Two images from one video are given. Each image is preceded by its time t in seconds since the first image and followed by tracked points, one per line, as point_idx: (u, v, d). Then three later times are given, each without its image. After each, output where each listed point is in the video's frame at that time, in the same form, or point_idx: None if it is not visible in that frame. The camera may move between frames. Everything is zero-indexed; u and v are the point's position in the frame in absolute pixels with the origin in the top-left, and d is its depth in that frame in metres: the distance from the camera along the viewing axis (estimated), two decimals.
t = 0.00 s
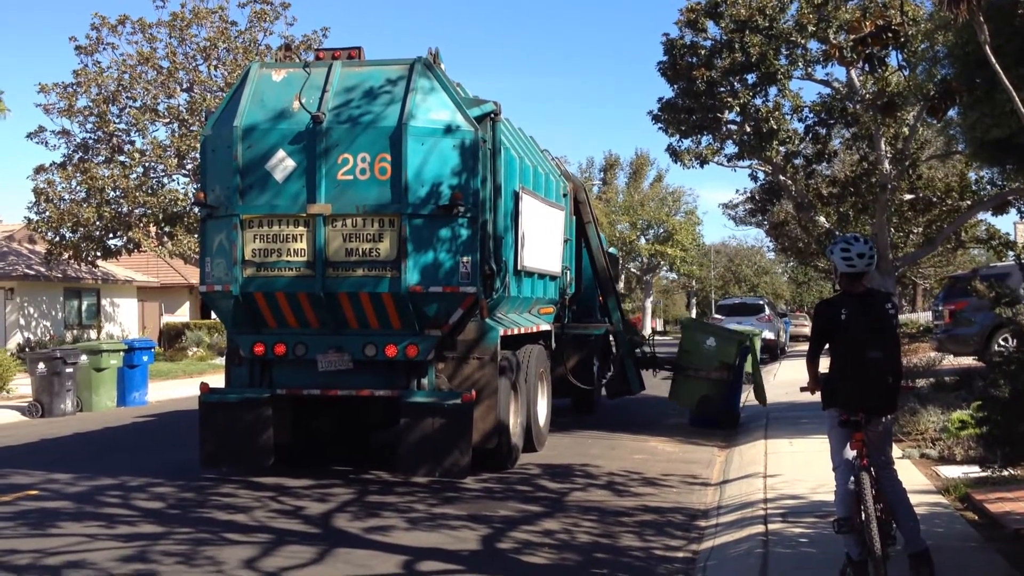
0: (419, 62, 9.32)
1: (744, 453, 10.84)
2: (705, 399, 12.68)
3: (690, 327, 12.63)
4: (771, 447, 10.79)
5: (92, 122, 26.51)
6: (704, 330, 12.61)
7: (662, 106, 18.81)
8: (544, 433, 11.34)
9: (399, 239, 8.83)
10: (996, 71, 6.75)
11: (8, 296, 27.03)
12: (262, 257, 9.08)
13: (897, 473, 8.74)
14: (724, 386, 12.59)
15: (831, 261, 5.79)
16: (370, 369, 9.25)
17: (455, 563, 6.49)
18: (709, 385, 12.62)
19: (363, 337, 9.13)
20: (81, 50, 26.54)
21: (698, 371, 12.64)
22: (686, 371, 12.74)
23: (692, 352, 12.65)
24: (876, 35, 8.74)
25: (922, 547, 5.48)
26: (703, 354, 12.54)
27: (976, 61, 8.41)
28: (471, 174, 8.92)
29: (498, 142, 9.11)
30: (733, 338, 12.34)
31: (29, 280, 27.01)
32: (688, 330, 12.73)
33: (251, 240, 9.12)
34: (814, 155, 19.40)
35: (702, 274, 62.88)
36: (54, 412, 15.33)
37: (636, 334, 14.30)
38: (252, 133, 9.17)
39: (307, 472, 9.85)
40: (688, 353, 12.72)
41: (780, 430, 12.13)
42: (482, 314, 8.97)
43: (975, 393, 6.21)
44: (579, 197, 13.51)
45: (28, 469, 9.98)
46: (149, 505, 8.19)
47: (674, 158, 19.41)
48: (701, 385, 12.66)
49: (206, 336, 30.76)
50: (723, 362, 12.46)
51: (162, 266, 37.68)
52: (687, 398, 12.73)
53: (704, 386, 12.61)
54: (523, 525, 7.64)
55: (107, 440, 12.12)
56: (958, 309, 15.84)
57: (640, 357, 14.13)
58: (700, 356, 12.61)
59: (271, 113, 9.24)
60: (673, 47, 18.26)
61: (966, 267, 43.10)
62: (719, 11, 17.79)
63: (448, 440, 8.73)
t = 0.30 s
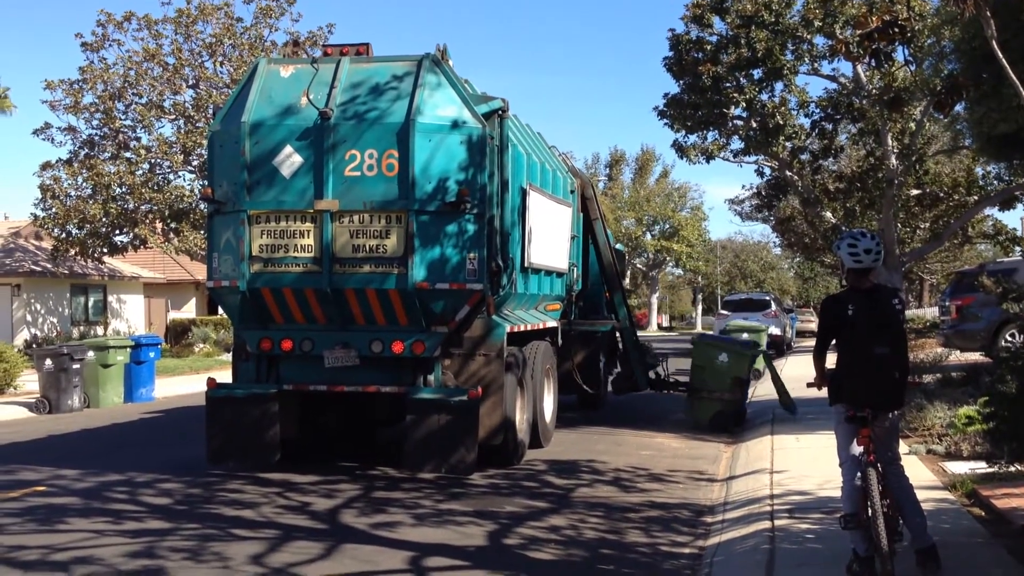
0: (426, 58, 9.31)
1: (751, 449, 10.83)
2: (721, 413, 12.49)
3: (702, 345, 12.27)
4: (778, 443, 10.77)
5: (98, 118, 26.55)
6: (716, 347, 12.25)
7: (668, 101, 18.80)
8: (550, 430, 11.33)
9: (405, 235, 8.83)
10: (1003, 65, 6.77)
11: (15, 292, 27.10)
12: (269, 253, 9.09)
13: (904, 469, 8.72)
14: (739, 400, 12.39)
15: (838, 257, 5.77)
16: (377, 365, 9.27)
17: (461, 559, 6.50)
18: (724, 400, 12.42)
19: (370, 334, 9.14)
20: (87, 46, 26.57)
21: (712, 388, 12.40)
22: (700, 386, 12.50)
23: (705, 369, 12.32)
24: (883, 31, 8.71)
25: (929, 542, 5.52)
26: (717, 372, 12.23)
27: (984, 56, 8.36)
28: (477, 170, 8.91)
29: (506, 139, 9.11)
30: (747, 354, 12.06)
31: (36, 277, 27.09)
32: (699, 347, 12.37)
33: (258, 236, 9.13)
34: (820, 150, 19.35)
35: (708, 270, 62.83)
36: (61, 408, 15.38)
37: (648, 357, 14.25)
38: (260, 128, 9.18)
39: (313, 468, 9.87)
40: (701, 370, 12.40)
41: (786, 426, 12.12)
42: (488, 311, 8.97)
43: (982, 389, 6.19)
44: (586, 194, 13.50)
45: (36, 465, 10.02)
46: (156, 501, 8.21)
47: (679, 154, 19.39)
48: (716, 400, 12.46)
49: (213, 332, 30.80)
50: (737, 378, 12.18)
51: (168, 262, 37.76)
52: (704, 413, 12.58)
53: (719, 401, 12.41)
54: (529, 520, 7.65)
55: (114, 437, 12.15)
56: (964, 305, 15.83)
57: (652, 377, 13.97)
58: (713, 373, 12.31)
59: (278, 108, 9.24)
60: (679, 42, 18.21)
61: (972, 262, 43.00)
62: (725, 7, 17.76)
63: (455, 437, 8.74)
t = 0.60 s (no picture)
0: (431, 55, 9.31)
1: (756, 447, 10.82)
2: (730, 413, 12.43)
3: (698, 348, 12.31)
4: (783, 440, 10.76)
5: (103, 116, 26.57)
6: (712, 347, 12.32)
7: (673, 98, 18.80)
8: (555, 428, 11.34)
9: (410, 233, 8.83)
10: (1009, 61, 6.65)
11: (20, 290, 27.14)
12: (274, 250, 9.10)
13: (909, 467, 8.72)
14: (744, 395, 12.37)
15: (844, 255, 5.75)
16: (382, 363, 9.26)
17: (466, 557, 6.49)
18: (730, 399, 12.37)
19: (375, 331, 9.14)
20: (92, 44, 26.59)
21: (716, 388, 12.38)
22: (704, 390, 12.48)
23: (705, 372, 12.31)
24: (888, 28, 8.68)
25: (935, 540, 5.53)
26: (716, 372, 12.22)
27: (989, 52, 8.33)
28: (482, 168, 8.91)
29: (510, 136, 9.10)
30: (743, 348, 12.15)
31: (41, 274, 27.13)
32: (696, 351, 12.39)
33: (263, 233, 9.13)
34: (825, 147, 19.32)
35: (712, 267, 62.82)
36: (67, 406, 15.41)
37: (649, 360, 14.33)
38: (264, 126, 9.17)
39: (318, 465, 9.88)
40: (701, 374, 12.38)
41: (791, 424, 12.10)
42: (493, 308, 8.96)
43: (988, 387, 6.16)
44: (591, 190, 13.49)
45: (41, 463, 10.03)
46: (161, 498, 8.22)
47: (684, 151, 19.37)
48: (724, 401, 12.42)
49: (218, 329, 30.84)
50: (738, 374, 12.18)
51: (173, 260, 37.79)
52: (714, 417, 12.54)
53: (727, 401, 12.39)
54: (534, 518, 7.65)
55: (120, 434, 12.16)
56: (970, 303, 15.77)
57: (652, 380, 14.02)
58: (714, 374, 12.28)
59: (282, 106, 9.23)
60: (683, 39, 18.05)
61: (978, 259, 42.88)
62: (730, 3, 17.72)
63: (460, 434, 8.73)
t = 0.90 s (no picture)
0: (434, 55, 9.31)
1: (759, 447, 10.81)
2: (734, 412, 12.43)
3: (712, 345, 12.21)
4: (786, 441, 10.75)
5: (107, 116, 26.61)
6: (726, 346, 12.20)
7: (677, 98, 18.80)
8: (558, 428, 11.33)
9: (413, 233, 8.83)
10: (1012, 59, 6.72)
11: (25, 289, 27.19)
12: (277, 251, 9.10)
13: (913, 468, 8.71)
14: (750, 397, 12.34)
15: (848, 255, 5.74)
16: (385, 364, 9.27)
17: (470, 557, 6.50)
18: (735, 399, 12.36)
19: (378, 331, 9.14)
20: (96, 44, 26.63)
21: (723, 386, 12.34)
22: (711, 387, 12.44)
23: (715, 371, 12.23)
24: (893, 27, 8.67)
25: (938, 540, 5.52)
26: (727, 371, 12.14)
27: (994, 52, 8.32)
28: (485, 168, 8.91)
29: (513, 136, 9.10)
30: (759, 352, 12.01)
31: (46, 274, 27.18)
32: (709, 347, 12.29)
33: (266, 234, 9.14)
34: (830, 147, 19.30)
35: (716, 267, 62.86)
36: (71, 405, 15.44)
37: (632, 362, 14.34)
38: (268, 126, 9.18)
39: (321, 465, 9.88)
40: (712, 371, 12.30)
41: (795, 425, 12.09)
42: (497, 307, 8.97)
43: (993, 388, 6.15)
44: (594, 188, 13.44)
45: (45, 463, 10.05)
46: (165, 498, 8.23)
47: (688, 151, 19.36)
48: (730, 400, 12.40)
49: (222, 329, 30.88)
50: (748, 377, 12.11)
51: (177, 259, 37.84)
52: (716, 413, 12.55)
53: (733, 400, 12.37)
54: (537, 519, 7.64)
55: (123, 434, 12.18)
56: (974, 303, 15.73)
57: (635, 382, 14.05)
58: (723, 374, 12.20)
59: (286, 106, 9.24)
60: (687, 39, 18.13)
61: (982, 259, 42.80)
62: (734, 3, 17.70)
63: (464, 433, 8.73)
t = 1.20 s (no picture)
0: (439, 59, 9.32)
1: (765, 450, 10.80)
2: (739, 415, 12.40)
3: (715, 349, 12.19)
4: (792, 444, 10.74)
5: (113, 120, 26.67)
6: (730, 349, 12.18)
7: (681, 101, 18.80)
8: (563, 431, 11.33)
9: (418, 237, 8.85)
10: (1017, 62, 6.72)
11: (31, 294, 27.26)
12: (282, 254, 9.11)
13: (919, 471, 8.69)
14: (755, 398, 12.33)
15: (853, 258, 5.74)
16: (390, 367, 9.29)
17: (475, 561, 6.50)
18: (741, 401, 12.34)
19: (383, 335, 9.15)
20: (102, 49, 26.70)
21: (728, 389, 12.32)
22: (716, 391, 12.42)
23: (719, 375, 12.20)
24: (897, 30, 8.67)
25: (944, 543, 5.50)
26: (731, 374, 12.12)
27: (998, 55, 8.32)
28: (490, 172, 8.92)
29: (518, 139, 9.12)
30: (762, 353, 12.02)
31: (52, 278, 27.24)
32: (713, 351, 12.26)
33: (272, 238, 9.15)
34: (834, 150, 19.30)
35: (721, 270, 62.83)
36: (77, 409, 15.47)
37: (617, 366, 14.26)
38: (273, 130, 9.20)
39: (326, 469, 9.88)
40: (716, 375, 12.26)
41: (800, 428, 12.07)
42: (502, 312, 8.98)
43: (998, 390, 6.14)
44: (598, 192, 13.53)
45: (51, 466, 10.08)
46: (171, 502, 8.24)
47: (693, 153, 19.37)
48: (735, 402, 12.37)
49: (227, 333, 30.91)
50: (753, 379, 12.12)
51: (182, 263, 37.93)
52: (721, 416, 12.50)
53: (738, 402, 12.35)
54: (543, 522, 7.64)
55: (130, 438, 12.20)
56: (980, 305, 15.69)
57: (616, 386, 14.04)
58: (727, 377, 12.18)
59: (291, 110, 9.27)
60: (692, 42, 18.15)
61: (988, 261, 42.71)
62: (738, 6, 17.70)
63: (468, 437, 8.74)
